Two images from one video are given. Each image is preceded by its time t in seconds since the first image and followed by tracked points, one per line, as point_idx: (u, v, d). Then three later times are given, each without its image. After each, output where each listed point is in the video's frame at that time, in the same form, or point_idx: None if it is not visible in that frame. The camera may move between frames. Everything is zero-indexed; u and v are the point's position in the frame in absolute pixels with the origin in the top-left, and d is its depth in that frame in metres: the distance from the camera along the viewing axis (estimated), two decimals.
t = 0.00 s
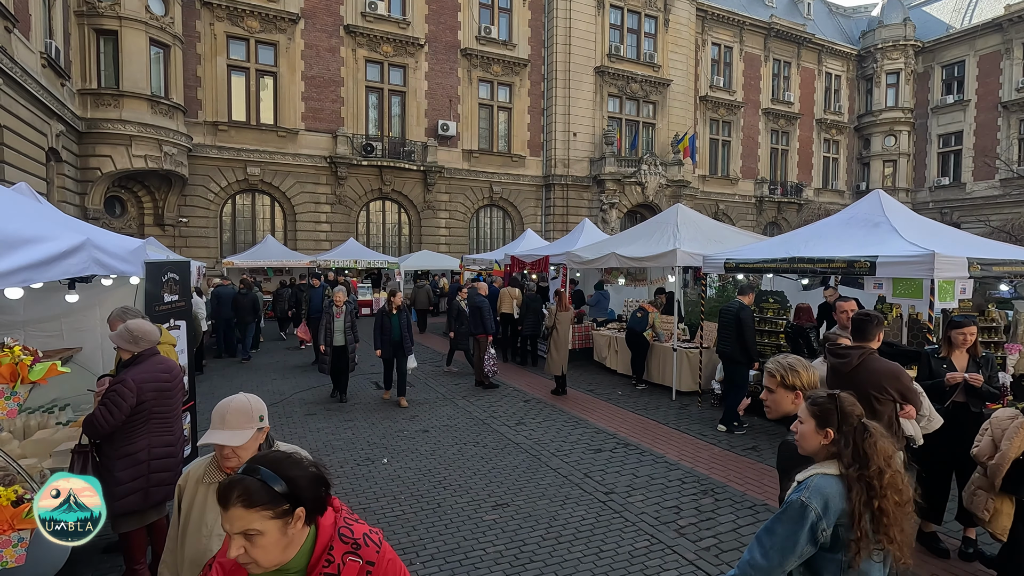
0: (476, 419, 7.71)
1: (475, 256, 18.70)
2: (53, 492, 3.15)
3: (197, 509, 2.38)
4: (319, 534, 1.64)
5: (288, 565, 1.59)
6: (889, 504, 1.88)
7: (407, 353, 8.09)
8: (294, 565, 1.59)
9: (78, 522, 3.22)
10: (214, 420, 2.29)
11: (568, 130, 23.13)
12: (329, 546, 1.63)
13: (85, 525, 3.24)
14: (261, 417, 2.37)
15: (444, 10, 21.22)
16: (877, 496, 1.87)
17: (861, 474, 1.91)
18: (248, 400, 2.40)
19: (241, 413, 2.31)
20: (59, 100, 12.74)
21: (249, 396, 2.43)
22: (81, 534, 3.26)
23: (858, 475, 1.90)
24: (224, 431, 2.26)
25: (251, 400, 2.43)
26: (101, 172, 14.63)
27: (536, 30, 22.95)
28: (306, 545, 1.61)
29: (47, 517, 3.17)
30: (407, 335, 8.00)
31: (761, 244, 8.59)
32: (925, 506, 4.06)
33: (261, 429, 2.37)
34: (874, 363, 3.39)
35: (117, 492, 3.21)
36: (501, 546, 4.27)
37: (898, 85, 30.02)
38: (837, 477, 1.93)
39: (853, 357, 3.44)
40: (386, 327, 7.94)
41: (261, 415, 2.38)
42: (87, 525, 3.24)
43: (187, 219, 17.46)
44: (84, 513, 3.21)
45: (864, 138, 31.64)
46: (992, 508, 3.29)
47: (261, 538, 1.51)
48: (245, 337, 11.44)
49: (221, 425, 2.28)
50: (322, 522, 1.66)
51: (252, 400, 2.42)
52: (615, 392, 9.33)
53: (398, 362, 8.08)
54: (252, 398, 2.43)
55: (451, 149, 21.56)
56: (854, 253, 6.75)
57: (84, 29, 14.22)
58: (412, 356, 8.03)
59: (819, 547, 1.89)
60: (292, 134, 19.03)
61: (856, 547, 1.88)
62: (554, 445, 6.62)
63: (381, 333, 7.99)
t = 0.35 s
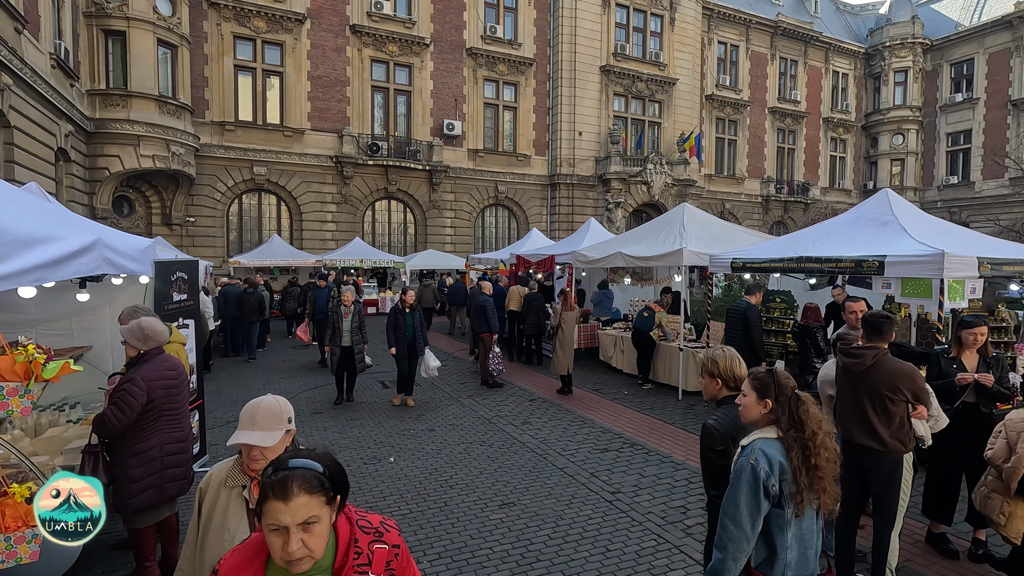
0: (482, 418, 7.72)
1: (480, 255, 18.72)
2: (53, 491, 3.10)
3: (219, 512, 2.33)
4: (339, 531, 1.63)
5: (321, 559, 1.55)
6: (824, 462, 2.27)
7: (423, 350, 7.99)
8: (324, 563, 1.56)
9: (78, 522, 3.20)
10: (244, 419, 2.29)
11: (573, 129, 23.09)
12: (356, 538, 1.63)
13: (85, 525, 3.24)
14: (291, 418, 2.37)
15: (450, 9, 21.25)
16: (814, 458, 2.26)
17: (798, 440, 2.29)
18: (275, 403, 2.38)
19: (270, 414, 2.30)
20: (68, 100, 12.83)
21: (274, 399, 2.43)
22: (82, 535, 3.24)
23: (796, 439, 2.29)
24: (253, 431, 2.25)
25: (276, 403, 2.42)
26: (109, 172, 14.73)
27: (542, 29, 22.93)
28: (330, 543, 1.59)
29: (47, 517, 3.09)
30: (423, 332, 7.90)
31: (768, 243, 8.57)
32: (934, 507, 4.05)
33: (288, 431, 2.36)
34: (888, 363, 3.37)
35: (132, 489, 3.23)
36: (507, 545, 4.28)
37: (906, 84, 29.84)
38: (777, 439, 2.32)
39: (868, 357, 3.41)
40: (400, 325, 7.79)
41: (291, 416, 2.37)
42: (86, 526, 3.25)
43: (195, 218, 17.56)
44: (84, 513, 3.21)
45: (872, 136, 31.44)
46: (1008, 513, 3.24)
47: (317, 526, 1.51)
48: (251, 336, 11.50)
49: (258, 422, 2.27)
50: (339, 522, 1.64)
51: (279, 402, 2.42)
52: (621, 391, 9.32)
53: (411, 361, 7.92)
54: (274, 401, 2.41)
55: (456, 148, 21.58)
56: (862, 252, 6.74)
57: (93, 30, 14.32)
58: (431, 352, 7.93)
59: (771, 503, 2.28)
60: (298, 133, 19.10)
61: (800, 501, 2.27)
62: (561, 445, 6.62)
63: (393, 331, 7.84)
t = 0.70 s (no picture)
0: (491, 418, 7.73)
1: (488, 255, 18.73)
2: (53, 492, 3.08)
3: (250, 518, 2.23)
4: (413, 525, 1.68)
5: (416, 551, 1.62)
6: (744, 447, 2.47)
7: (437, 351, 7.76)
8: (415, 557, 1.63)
9: (77, 523, 3.20)
10: (276, 422, 2.16)
11: (581, 129, 23.06)
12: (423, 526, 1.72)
13: (85, 525, 3.27)
14: (322, 421, 2.23)
15: (458, 10, 21.29)
16: (735, 443, 2.47)
17: (722, 428, 2.50)
18: (309, 406, 2.24)
19: (303, 416, 2.18)
20: (81, 102, 12.97)
21: (305, 401, 2.28)
22: (81, 535, 3.25)
23: (720, 426, 2.50)
24: (285, 434, 2.12)
25: (311, 405, 2.27)
26: (121, 172, 14.88)
27: (550, 29, 22.92)
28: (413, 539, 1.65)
29: (47, 517, 3.06)
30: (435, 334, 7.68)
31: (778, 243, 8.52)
32: (948, 510, 4.03)
33: (321, 435, 2.22)
34: (904, 364, 3.33)
35: (154, 486, 3.29)
36: (517, 545, 4.29)
37: (917, 82, 29.57)
38: (705, 428, 2.55)
39: (883, 359, 3.37)
40: (413, 329, 7.51)
41: (321, 419, 2.24)
42: (87, 526, 3.28)
43: (205, 218, 17.69)
44: (83, 513, 3.23)
45: (883, 135, 31.17)
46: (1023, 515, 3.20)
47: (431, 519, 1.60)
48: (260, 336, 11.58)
49: (293, 427, 2.14)
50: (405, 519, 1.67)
51: (312, 403, 2.28)
52: (630, 392, 9.30)
53: (425, 365, 7.67)
54: (306, 402, 2.27)
55: (464, 149, 21.62)
56: (873, 252, 6.69)
57: (105, 32, 14.47)
58: (446, 353, 7.70)
59: (696, 482, 2.51)
60: (307, 134, 19.19)
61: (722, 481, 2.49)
62: (569, 445, 6.61)
63: (405, 334, 7.51)
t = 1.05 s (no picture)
0: (501, 418, 7.75)
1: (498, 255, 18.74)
2: (54, 492, 2.90)
3: (274, 529, 2.15)
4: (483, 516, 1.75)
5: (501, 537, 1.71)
6: (697, 422, 2.75)
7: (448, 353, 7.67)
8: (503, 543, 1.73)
9: (77, 524, 3.06)
10: (305, 429, 2.09)
11: (591, 129, 23.01)
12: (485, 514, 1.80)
13: (86, 524, 3.10)
14: (350, 429, 2.14)
15: (468, 10, 21.34)
16: (687, 418, 2.75)
17: (677, 405, 2.78)
18: (341, 414, 2.17)
19: (330, 422, 2.10)
20: (96, 104, 13.13)
21: (336, 407, 2.20)
22: (81, 535, 3.10)
23: (675, 403, 2.78)
24: (311, 441, 2.05)
25: (343, 413, 2.20)
26: (136, 173, 15.08)
27: (559, 29, 22.90)
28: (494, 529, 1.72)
29: (46, 518, 2.91)
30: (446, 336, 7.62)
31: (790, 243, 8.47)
32: (964, 512, 3.99)
33: (348, 444, 2.14)
34: (915, 365, 3.30)
35: (171, 481, 3.37)
36: (529, 546, 4.28)
37: (932, 80, 29.21)
38: (662, 406, 2.84)
39: (894, 360, 3.35)
40: (424, 330, 7.48)
41: (349, 427, 2.14)
42: (86, 526, 3.12)
43: (217, 219, 17.85)
44: (84, 513, 3.06)
45: (896, 134, 30.85)
46: None
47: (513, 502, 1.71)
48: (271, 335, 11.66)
49: (325, 435, 2.07)
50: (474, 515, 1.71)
51: (344, 410, 2.21)
52: (640, 392, 9.28)
53: (436, 366, 7.63)
54: (335, 409, 2.19)
55: (474, 149, 21.66)
56: (888, 252, 6.63)
57: (120, 35, 14.65)
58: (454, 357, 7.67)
59: (652, 453, 2.79)
60: (318, 135, 19.31)
61: (677, 450, 2.78)
62: (580, 445, 6.61)
63: (417, 336, 7.51)
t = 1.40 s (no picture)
0: (512, 418, 7.76)
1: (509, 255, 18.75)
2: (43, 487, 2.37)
3: (284, 543, 2.07)
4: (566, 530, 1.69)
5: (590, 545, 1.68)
6: (679, 406, 3.00)
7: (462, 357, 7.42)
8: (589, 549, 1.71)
9: (77, 523, 2.56)
10: (304, 440, 2.02)
11: (601, 129, 22.94)
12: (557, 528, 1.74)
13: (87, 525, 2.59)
14: (353, 438, 2.06)
15: (479, 10, 21.37)
16: (670, 403, 3.00)
17: (661, 393, 3.03)
18: (342, 419, 2.10)
19: (332, 429, 2.04)
20: (113, 106, 13.30)
21: (332, 412, 2.13)
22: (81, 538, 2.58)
23: (659, 390, 3.03)
24: (312, 448, 1.99)
25: (342, 418, 2.13)
26: (152, 174, 15.26)
27: (570, 28, 22.86)
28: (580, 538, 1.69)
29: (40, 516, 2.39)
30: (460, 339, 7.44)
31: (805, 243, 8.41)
32: (983, 516, 3.94)
33: (351, 453, 2.07)
34: (930, 366, 3.27)
35: (188, 477, 3.42)
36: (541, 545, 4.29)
37: (949, 77, 28.82)
38: (647, 393, 3.09)
39: (909, 361, 3.32)
40: (436, 331, 7.38)
41: (353, 435, 2.07)
42: (87, 526, 2.59)
43: (230, 219, 18.03)
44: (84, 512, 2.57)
45: (912, 133, 30.50)
46: None
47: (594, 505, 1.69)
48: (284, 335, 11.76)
49: (328, 444, 2.01)
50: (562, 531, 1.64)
51: (343, 416, 2.13)
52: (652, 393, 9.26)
53: (451, 368, 7.48)
54: (332, 415, 2.13)
55: (484, 149, 21.70)
56: (904, 252, 6.56)
57: (136, 38, 14.84)
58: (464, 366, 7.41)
59: (637, 435, 3.00)
60: (330, 136, 19.44)
61: (659, 432, 2.99)
62: (592, 445, 6.61)
63: (429, 338, 7.37)
